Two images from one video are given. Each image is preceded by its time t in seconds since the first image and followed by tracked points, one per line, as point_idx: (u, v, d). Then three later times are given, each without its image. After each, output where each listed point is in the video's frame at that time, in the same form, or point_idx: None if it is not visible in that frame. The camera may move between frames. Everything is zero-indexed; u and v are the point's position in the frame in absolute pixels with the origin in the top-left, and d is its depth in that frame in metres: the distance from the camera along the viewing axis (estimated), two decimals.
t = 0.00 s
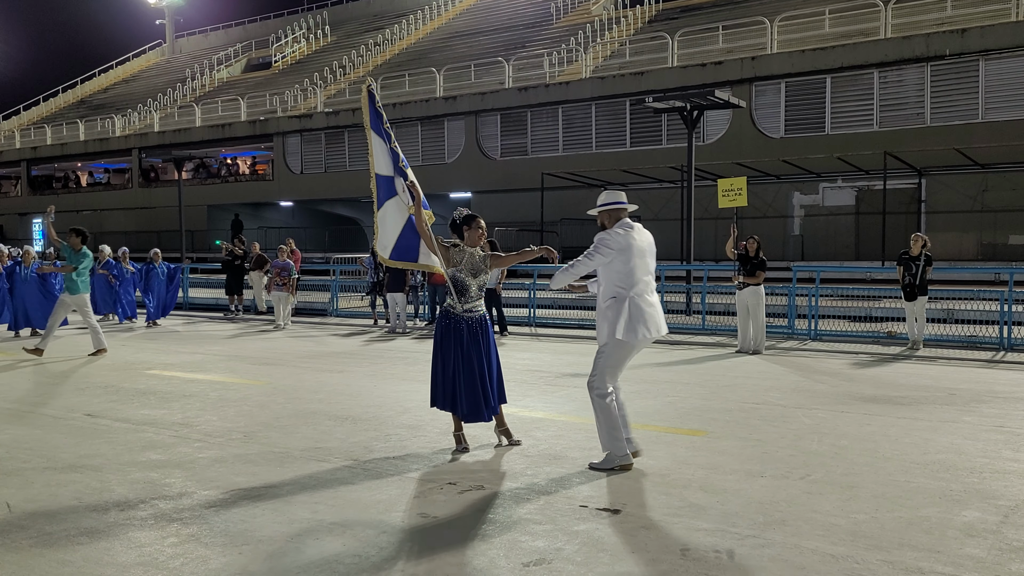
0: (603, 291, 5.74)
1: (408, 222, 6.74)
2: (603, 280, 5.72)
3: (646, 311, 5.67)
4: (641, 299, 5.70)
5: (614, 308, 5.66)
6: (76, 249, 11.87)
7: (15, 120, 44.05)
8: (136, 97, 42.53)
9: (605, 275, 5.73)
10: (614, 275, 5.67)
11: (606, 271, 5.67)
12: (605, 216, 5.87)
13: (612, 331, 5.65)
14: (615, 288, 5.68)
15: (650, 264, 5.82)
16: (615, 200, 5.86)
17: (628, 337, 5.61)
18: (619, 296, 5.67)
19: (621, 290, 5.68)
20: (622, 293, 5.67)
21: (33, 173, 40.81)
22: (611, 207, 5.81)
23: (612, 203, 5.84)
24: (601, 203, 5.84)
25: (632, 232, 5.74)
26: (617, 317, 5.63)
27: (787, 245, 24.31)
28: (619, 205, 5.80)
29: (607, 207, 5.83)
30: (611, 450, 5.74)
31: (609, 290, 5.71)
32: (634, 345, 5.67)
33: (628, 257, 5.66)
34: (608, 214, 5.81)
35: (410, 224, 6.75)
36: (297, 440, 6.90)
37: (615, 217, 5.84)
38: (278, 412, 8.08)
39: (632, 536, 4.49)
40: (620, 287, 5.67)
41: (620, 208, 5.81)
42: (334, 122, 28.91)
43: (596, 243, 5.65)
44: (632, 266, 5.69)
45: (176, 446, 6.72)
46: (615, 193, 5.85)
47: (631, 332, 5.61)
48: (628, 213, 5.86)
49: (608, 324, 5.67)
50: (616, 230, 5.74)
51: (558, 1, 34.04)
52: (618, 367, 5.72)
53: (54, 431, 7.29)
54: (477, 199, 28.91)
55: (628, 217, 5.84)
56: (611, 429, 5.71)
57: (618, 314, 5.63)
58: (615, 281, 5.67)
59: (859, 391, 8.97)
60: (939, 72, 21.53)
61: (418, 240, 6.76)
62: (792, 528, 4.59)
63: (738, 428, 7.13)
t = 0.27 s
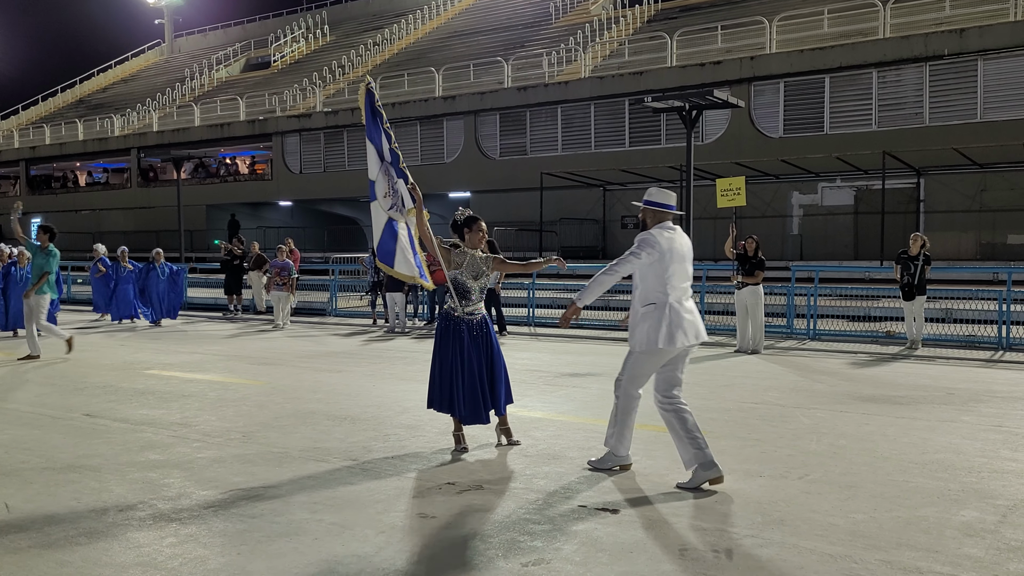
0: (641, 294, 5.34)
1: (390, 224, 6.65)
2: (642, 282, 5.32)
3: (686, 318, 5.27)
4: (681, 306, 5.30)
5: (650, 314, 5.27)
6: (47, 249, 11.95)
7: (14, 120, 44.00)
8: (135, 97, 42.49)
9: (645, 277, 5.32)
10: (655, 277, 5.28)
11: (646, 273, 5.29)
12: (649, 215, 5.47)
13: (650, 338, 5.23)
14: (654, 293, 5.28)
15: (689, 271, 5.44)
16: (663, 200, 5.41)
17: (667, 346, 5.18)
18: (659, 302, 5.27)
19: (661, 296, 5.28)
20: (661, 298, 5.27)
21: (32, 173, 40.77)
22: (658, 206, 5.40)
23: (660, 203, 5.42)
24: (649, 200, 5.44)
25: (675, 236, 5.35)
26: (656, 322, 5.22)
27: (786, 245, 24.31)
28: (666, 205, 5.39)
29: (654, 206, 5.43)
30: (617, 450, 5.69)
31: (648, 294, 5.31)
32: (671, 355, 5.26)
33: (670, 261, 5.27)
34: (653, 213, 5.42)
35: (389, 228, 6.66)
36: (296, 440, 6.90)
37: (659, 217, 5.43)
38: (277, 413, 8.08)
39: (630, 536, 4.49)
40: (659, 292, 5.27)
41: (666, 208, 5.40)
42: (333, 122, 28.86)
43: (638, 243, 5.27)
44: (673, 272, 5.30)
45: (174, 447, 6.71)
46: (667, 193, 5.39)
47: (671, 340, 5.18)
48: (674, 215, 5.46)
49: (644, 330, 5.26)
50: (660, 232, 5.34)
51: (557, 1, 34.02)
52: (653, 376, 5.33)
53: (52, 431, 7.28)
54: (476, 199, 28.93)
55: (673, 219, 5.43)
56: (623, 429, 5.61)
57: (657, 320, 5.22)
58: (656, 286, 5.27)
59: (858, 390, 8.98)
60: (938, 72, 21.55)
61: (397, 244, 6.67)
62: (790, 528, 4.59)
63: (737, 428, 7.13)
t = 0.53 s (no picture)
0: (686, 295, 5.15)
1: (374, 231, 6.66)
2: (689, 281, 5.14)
3: (730, 321, 5.18)
4: (723, 309, 5.19)
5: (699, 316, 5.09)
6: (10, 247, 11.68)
7: (12, 120, 43.98)
8: (134, 97, 42.49)
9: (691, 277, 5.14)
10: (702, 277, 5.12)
11: (693, 272, 5.12)
12: (694, 215, 5.33)
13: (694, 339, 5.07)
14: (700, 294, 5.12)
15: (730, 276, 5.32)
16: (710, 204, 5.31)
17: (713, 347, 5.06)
18: (705, 303, 5.12)
19: (705, 296, 5.14)
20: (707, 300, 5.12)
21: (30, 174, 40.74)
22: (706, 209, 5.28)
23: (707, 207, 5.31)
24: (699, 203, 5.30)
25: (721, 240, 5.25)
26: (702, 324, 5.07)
27: (784, 245, 24.32)
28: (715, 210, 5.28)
29: (701, 207, 5.30)
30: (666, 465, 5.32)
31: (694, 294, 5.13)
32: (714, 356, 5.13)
33: (715, 263, 5.15)
34: (701, 215, 5.27)
35: (375, 233, 6.66)
36: (294, 440, 6.90)
37: (705, 221, 5.30)
38: (276, 413, 8.07)
39: (628, 536, 4.49)
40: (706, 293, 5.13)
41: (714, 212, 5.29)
42: (331, 122, 28.83)
43: (688, 241, 5.11)
44: (717, 275, 5.18)
45: (172, 447, 6.71)
46: (715, 197, 5.30)
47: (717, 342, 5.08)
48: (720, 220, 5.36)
49: (689, 330, 5.09)
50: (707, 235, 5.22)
51: (555, 1, 34.03)
52: (689, 377, 5.19)
53: (50, 432, 7.28)
54: (475, 199, 28.93)
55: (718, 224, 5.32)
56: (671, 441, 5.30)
57: (705, 324, 5.08)
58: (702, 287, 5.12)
59: (856, 391, 8.99)
60: (936, 73, 21.57)
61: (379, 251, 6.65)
62: (788, 528, 4.60)
63: (735, 428, 7.14)
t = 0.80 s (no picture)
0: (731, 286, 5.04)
1: (402, 227, 6.43)
2: (735, 273, 5.02)
3: (771, 315, 5.06)
4: (766, 304, 5.08)
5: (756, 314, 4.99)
6: None
7: (11, 120, 43.95)
8: (133, 97, 42.48)
9: (735, 269, 5.03)
10: (746, 269, 5.02)
11: (738, 263, 5.01)
12: (745, 206, 5.19)
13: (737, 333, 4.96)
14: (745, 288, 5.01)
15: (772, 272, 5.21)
16: (760, 196, 5.18)
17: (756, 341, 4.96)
18: (747, 296, 5.00)
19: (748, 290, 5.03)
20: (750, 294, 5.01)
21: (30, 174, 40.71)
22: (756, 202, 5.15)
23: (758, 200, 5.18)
24: (751, 195, 5.16)
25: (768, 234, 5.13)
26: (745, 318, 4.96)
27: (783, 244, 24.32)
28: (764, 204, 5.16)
29: (752, 198, 5.17)
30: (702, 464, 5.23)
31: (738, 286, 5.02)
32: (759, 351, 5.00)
33: (762, 256, 5.05)
34: (752, 207, 5.15)
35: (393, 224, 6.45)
36: (293, 440, 6.90)
37: (753, 214, 5.18)
38: (275, 413, 8.08)
39: (628, 535, 4.49)
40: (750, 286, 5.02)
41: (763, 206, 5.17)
42: (330, 122, 28.81)
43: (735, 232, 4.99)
44: (763, 268, 5.08)
45: (172, 447, 6.70)
46: (768, 189, 5.16)
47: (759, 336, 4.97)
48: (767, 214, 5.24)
49: (731, 324, 4.98)
50: (755, 228, 5.10)
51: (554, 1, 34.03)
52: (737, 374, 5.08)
53: (50, 432, 7.28)
54: (474, 199, 28.93)
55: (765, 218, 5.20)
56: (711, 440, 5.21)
57: (746, 317, 4.95)
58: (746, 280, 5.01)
59: (856, 390, 8.99)
60: (934, 72, 21.58)
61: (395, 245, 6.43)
62: (787, 528, 4.60)
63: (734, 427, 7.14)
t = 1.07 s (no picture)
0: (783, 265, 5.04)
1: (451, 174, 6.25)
2: (787, 253, 5.04)
3: (822, 297, 5.07)
4: (816, 285, 5.09)
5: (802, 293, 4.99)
6: None
7: (10, 120, 43.92)
8: (131, 98, 42.48)
9: (788, 248, 5.04)
10: (797, 249, 5.04)
11: (791, 243, 5.03)
12: (800, 187, 5.19)
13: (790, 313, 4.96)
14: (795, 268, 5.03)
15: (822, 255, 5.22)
16: (816, 178, 5.17)
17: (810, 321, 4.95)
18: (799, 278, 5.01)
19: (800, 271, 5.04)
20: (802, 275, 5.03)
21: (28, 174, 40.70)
22: (812, 182, 5.15)
23: (814, 181, 5.17)
24: (806, 175, 5.17)
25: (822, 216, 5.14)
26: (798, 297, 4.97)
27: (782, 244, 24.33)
28: (821, 185, 5.15)
29: (808, 179, 5.17)
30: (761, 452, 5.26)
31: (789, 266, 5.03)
32: (813, 331, 5.00)
33: (815, 238, 5.07)
34: (808, 187, 5.15)
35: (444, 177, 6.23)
36: (292, 441, 6.89)
37: (809, 195, 5.18)
38: (273, 413, 8.07)
39: (626, 535, 4.49)
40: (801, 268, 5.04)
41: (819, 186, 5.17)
42: (329, 122, 28.81)
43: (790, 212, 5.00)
44: (815, 251, 5.10)
45: (170, 447, 6.70)
46: (824, 171, 5.16)
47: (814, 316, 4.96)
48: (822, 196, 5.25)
49: (783, 304, 4.98)
50: (810, 209, 5.10)
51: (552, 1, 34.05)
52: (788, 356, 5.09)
53: (48, 432, 7.27)
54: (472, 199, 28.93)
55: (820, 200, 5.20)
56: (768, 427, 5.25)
57: (799, 296, 4.97)
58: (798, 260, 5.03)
59: (854, 390, 8.98)
60: (933, 72, 21.60)
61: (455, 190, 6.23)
62: (786, 528, 4.59)
63: (733, 428, 7.13)
